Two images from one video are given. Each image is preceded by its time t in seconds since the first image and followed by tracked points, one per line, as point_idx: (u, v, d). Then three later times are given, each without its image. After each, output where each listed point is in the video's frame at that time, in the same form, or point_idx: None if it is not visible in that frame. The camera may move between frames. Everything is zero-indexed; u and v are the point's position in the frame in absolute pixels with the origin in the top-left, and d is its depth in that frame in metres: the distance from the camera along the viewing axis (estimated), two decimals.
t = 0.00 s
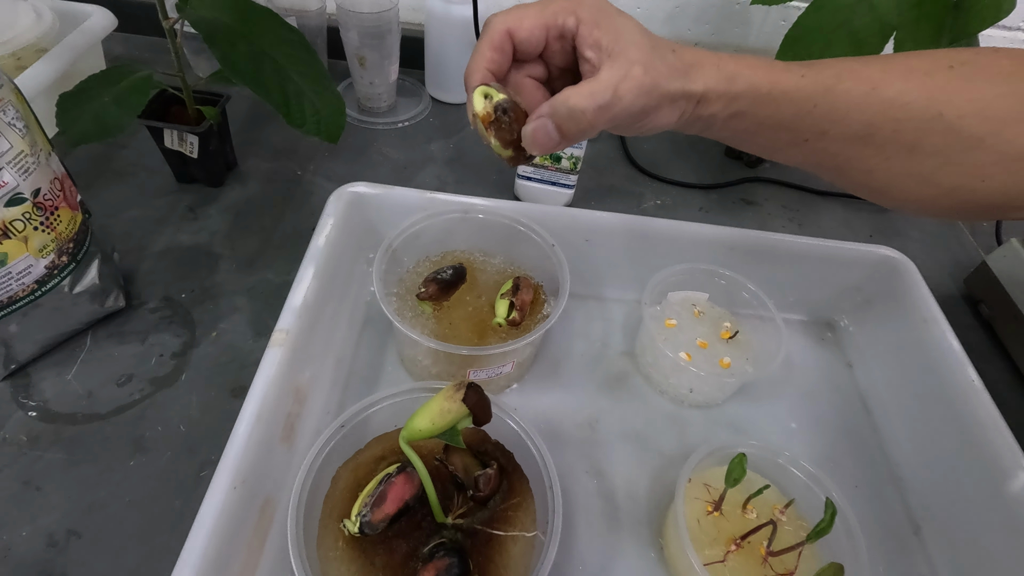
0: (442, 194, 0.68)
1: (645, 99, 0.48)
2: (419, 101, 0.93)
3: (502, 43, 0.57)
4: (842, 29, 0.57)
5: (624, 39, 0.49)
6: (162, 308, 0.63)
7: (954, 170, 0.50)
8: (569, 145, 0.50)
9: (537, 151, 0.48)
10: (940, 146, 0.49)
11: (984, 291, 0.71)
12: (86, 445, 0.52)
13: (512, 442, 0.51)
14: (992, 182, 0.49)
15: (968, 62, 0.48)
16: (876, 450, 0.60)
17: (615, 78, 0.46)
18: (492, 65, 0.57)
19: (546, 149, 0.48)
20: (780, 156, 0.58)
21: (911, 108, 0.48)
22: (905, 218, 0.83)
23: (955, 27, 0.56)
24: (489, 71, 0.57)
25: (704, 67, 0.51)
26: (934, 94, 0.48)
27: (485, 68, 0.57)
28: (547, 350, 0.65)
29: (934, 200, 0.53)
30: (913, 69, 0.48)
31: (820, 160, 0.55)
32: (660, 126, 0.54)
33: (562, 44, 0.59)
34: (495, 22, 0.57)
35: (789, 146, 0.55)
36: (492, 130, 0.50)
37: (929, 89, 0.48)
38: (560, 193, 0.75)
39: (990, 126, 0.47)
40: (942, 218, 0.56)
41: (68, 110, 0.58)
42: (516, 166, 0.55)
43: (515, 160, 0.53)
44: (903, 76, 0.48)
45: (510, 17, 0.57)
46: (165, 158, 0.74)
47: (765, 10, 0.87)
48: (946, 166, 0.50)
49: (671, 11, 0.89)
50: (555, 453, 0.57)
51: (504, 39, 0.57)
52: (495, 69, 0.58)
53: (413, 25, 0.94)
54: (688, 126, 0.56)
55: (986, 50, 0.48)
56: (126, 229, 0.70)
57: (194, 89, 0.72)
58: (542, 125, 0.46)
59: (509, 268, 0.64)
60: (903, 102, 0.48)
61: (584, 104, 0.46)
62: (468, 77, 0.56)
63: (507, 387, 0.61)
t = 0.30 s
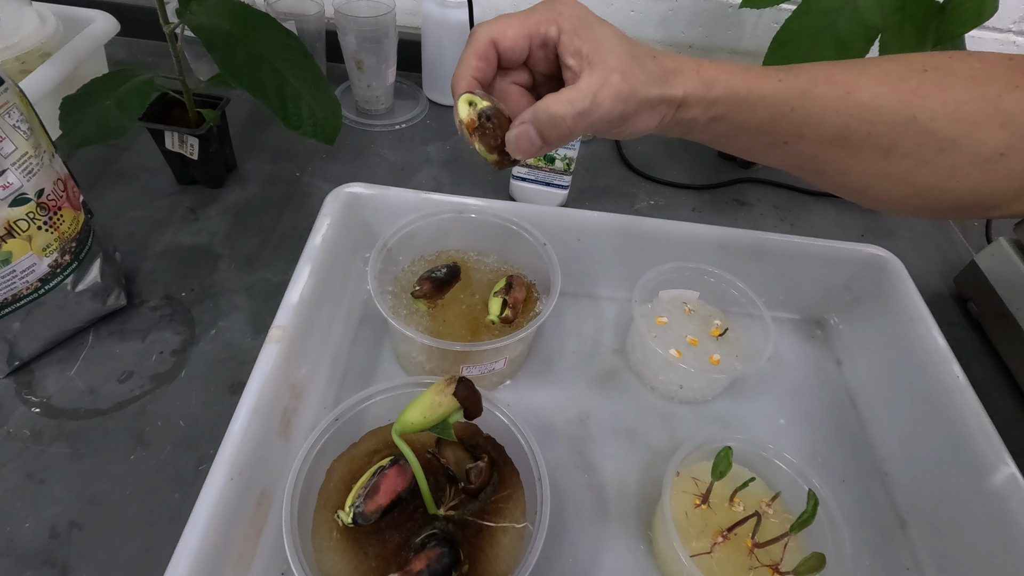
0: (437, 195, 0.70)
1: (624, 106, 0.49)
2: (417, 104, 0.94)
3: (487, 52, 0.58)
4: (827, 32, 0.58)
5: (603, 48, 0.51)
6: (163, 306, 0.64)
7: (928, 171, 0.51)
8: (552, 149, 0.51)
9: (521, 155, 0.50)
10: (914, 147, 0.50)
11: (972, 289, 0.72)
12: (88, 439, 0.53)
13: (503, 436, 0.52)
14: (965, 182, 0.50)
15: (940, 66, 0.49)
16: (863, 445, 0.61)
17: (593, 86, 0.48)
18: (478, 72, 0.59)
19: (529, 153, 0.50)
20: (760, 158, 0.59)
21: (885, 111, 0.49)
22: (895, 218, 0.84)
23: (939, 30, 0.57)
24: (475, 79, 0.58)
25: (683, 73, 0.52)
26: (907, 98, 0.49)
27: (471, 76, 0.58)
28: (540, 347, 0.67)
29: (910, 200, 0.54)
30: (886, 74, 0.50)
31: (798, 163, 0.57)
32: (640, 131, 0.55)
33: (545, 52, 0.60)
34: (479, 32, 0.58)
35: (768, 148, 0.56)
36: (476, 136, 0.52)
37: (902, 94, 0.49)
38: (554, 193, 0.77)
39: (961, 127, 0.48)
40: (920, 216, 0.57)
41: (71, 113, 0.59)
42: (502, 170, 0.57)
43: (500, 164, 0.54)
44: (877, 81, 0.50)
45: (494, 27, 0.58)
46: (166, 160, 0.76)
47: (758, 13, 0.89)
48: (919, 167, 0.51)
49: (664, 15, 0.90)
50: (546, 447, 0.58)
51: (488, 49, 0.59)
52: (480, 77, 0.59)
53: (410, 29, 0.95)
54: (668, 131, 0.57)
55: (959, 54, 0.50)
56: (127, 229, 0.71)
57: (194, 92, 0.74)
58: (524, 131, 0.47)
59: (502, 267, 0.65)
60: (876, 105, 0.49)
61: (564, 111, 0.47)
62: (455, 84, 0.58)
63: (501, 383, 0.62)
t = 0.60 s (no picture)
0: (438, 193, 0.70)
1: (624, 101, 0.49)
2: (418, 103, 0.94)
3: (486, 48, 0.58)
4: (828, 29, 0.58)
5: (603, 43, 0.51)
6: (164, 305, 0.64)
7: (932, 165, 0.51)
8: (552, 146, 0.51)
9: (521, 152, 0.50)
10: (918, 142, 0.50)
11: (976, 287, 0.71)
12: (89, 438, 0.53)
13: (504, 434, 0.52)
14: (969, 176, 0.50)
15: (943, 60, 0.49)
16: (867, 443, 0.61)
17: (594, 81, 0.48)
18: (477, 69, 0.58)
19: (529, 150, 0.50)
20: (762, 153, 0.59)
21: (888, 105, 0.49)
22: (898, 216, 0.83)
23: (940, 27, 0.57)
24: (475, 75, 0.58)
25: (685, 67, 0.52)
26: (910, 92, 0.49)
27: (470, 72, 0.58)
28: (542, 346, 0.66)
29: (914, 194, 0.54)
30: (889, 67, 0.49)
31: (801, 158, 0.56)
32: (641, 127, 0.55)
33: (544, 48, 0.60)
34: (478, 27, 0.58)
35: (770, 143, 0.56)
36: (475, 133, 0.52)
37: (905, 88, 0.49)
38: (555, 192, 0.76)
39: (965, 122, 0.48)
40: (923, 212, 0.56)
41: (72, 112, 0.59)
42: (502, 166, 0.57)
43: (500, 161, 0.54)
44: (879, 75, 0.49)
45: (494, 22, 0.58)
46: (167, 160, 0.76)
47: (759, 11, 0.88)
48: (923, 162, 0.51)
49: (665, 14, 0.90)
50: (548, 446, 0.58)
51: (488, 44, 0.58)
52: (479, 73, 0.59)
53: (411, 28, 0.95)
54: (670, 126, 0.57)
55: (962, 48, 0.49)
56: (129, 228, 0.71)
57: (195, 92, 0.74)
58: (524, 127, 0.47)
59: (503, 265, 0.65)
60: (879, 99, 0.49)
61: (563, 107, 0.47)
62: (454, 81, 0.57)
63: (502, 382, 0.62)
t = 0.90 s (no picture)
0: (438, 195, 0.70)
1: (623, 96, 0.49)
2: (418, 105, 0.95)
3: (483, 42, 0.58)
4: (828, 29, 0.57)
5: (602, 38, 0.51)
6: (165, 307, 0.64)
7: (933, 162, 0.51)
8: (551, 142, 0.51)
9: (518, 147, 0.50)
10: (918, 138, 0.50)
11: (977, 287, 0.71)
12: (89, 440, 0.54)
13: (504, 435, 0.52)
14: (971, 173, 0.50)
15: (944, 55, 0.49)
16: (868, 445, 0.61)
17: (592, 76, 0.47)
18: (473, 64, 0.58)
19: (527, 145, 0.50)
20: (761, 150, 0.59)
21: (889, 101, 0.49)
22: (899, 217, 0.83)
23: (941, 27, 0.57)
24: (471, 70, 0.58)
25: (684, 63, 0.52)
26: (911, 87, 0.49)
27: (467, 66, 0.58)
28: (541, 347, 0.66)
29: (915, 190, 0.54)
30: (890, 63, 0.49)
31: (801, 156, 0.56)
32: (640, 123, 0.55)
33: (542, 43, 0.60)
34: (475, 21, 0.58)
35: (770, 140, 0.56)
36: (473, 128, 0.52)
37: (906, 83, 0.49)
38: (555, 194, 0.76)
39: (967, 118, 0.48)
40: (924, 209, 0.56)
41: (73, 115, 0.59)
42: (500, 163, 0.57)
43: (498, 157, 0.54)
44: (881, 71, 0.49)
45: (490, 17, 0.58)
46: (169, 163, 0.76)
47: (759, 13, 0.88)
48: (924, 158, 0.51)
49: (665, 15, 0.90)
50: (547, 447, 0.58)
51: (484, 39, 0.59)
52: (477, 68, 0.59)
53: (411, 31, 0.96)
54: (669, 123, 0.57)
55: (964, 43, 0.49)
56: (130, 231, 0.71)
57: (196, 95, 0.74)
58: (522, 122, 0.47)
59: (503, 267, 0.65)
60: (880, 95, 0.49)
61: (562, 102, 0.47)
62: (450, 76, 0.57)
63: (501, 384, 0.62)
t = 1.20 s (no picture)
0: (432, 199, 0.70)
1: (612, 104, 0.49)
2: (414, 109, 0.95)
3: (470, 50, 0.59)
4: (821, 34, 0.57)
5: (590, 46, 0.51)
6: (159, 312, 0.64)
7: (924, 167, 0.51)
8: (539, 149, 0.51)
9: (506, 156, 0.50)
10: (910, 144, 0.50)
11: (973, 291, 0.71)
12: (82, 445, 0.54)
13: (495, 441, 0.52)
14: (963, 178, 0.50)
15: (935, 60, 0.49)
16: (862, 449, 0.61)
17: (580, 84, 0.48)
18: (462, 72, 0.59)
19: (515, 153, 0.50)
20: (754, 156, 0.59)
21: (880, 107, 0.49)
22: (895, 220, 0.83)
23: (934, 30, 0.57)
24: (459, 78, 0.59)
25: (674, 69, 0.52)
26: (902, 93, 0.48)
27: (455, 75, 0.58)
28: (535, 351, 0.66)
29: (907, 196, 0.54)
30: (881, 68, 0.49)
31: (793, 161, 0.56)
32: (631, 129, 0.55)
33: (530, 50, 0.60)
34: (463, 30, 0.59)
35: (762, 145, 0.56)
36: (460, 137, 0.52)
37: (897, 88, 0.49)
38: (550, 197, 0.76)
39: (959, 123, 0.48)
40: (916, 214, 0.56)
41: (68, 120, 0.59)
42: (489, 170, 0.57)
43: (486, 165, 0.55)
44: (871, 76, 0.49)
45: (478, 25, 0.58)
46: (164, 167, 0.76)
47: (755, 16, 0.88)
48: (916, 164, 0.51)
49: (661, 18, 0.90)
50: (540, 452, 0.58)
51: (472, 47, 0.59)
52: (464, 77, 0.60)
53: (407, 34, 0.96)
54: (660, 129, 0.57)
55: (956, 48, 0.49)
56: (125, 235, 0.71)
57: (191, 99, 0.74)
58: (510, 131, 0.48)
59: (496, 271, 0.65)
60: (871, 100, 0.49)
61: (549, 110, 0.47)
62: (438, 85, 0.58)
63: (495, 388, 0.62)
